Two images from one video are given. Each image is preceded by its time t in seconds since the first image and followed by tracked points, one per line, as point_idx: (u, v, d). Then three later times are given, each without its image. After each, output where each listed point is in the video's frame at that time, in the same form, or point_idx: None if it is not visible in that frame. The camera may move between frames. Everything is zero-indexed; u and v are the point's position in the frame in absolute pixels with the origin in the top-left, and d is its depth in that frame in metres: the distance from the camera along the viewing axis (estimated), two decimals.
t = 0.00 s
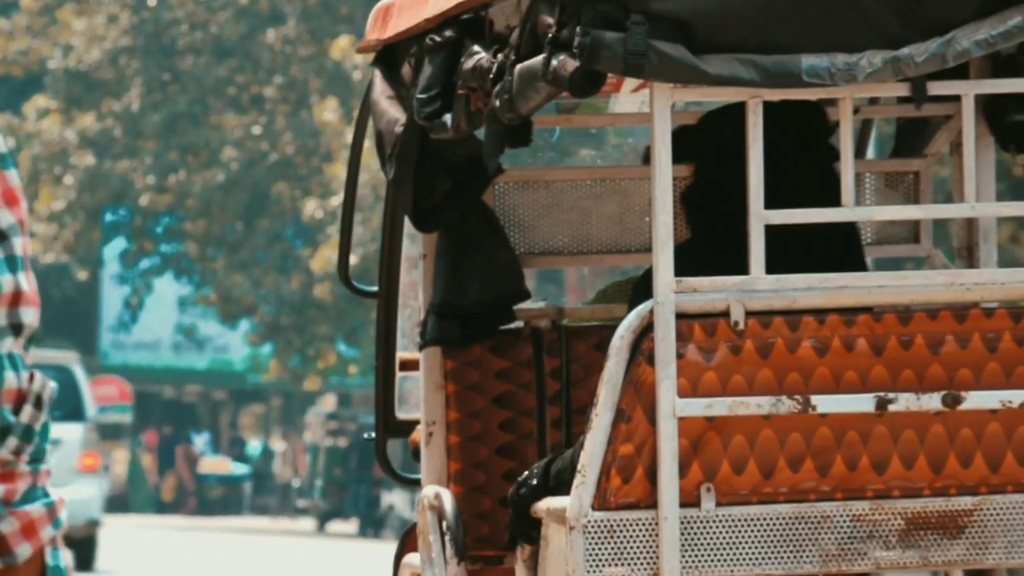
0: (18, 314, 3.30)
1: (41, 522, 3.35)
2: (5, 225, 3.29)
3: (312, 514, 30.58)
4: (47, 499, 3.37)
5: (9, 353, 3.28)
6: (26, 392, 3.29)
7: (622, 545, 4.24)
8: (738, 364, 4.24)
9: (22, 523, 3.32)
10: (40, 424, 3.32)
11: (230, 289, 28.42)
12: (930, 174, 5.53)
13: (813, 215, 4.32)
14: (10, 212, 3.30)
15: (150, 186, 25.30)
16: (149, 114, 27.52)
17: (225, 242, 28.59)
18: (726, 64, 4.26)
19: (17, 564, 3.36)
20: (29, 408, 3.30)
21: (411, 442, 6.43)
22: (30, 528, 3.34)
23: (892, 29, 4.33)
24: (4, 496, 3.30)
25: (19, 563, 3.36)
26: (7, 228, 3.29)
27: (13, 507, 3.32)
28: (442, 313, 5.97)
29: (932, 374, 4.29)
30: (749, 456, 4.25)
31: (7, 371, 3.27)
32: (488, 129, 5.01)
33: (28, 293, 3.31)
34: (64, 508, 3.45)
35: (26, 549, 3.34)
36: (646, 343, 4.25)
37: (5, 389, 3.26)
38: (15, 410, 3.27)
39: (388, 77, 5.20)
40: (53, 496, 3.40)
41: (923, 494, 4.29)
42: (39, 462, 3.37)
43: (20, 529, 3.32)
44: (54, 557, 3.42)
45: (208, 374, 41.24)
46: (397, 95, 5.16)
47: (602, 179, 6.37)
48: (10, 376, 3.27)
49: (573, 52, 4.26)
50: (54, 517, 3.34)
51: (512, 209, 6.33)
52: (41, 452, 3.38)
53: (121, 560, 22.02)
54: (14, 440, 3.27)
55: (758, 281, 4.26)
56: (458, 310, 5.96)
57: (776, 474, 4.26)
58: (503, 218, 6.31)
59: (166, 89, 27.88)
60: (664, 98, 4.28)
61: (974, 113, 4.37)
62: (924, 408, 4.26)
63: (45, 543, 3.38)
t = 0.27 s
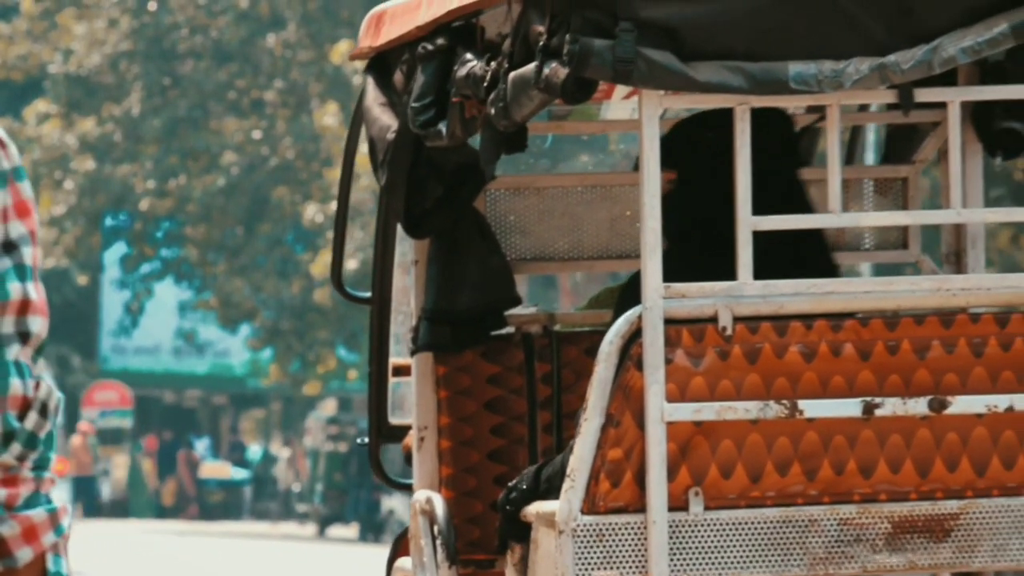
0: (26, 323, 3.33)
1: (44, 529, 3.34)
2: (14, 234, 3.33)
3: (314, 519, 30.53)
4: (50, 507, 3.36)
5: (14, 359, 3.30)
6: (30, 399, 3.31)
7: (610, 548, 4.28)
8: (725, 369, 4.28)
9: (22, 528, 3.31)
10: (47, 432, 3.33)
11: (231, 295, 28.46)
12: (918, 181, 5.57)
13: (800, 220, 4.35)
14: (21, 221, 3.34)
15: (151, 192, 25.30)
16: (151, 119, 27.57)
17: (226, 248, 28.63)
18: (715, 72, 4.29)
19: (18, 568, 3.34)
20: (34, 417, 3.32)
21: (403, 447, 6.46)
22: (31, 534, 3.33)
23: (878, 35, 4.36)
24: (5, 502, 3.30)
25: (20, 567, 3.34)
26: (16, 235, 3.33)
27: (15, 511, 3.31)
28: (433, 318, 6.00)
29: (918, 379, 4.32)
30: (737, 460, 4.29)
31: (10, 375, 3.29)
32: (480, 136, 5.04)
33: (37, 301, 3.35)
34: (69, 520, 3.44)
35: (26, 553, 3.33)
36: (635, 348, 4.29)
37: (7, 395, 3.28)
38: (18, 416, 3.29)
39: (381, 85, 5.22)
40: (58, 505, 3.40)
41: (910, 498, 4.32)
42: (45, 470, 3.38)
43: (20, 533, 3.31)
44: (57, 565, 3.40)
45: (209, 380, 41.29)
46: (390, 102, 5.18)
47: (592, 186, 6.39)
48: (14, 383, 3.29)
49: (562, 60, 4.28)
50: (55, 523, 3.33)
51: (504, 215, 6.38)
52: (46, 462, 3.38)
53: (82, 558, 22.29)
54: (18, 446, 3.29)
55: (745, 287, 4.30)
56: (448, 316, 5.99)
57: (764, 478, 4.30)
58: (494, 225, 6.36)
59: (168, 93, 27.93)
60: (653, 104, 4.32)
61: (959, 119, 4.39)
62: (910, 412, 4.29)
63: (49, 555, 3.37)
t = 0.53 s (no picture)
0: (50, 317, 3.03)
1: (60, 523, 3.06)
2: (43, 233, 3.04)
3: (314, 517, 30.49)
4: (67, 501, 3.08)
5: (38, 356, 3.01)
6: (52, 394, 3.03)
7: (592, 544, 4.33)
8: (706, 366, 4.33)
9: (41, 522, 3.03)
10: (66, 429, 3.05)
11: (229, 292, 28.50)
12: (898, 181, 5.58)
13: (778, 220, 4.40)
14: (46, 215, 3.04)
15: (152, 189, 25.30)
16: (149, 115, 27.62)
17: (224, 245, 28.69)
18: (696, 74, 4.35)
19: (35, 566, 3.06)
20: (56, 410, 3.04)
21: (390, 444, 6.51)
22: (50, 528, 3.05)
23: (858, 39, 4.41)
24: (24, 496, 3.02)
25: (38, 561, 3.06)
26: (45, 234, 3.04)
27: (34, 504, 3.03)
28: (418, 316, 6.03)
29: (896, 375, 4.37)
30: (717, 456, 4.34)
31: (33, 369, 3.00)
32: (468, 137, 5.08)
33: (62, 297, 3.06)
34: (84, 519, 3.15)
35: (43, 548, 3.04)
36: (616, 347, 4.35)
37: (31, 392, 2.99)
38: (41, 411, 3.01)
39: (366, 84, 5.26)
40: (75, 497, 3.11)
41: (889, 493, 4.36)
42: (65, 461, 3.09)
43: (39, 527, 3.03)
44: (73, 558, 3.12)
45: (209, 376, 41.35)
46: (376, 102, 5.22)
47: (579, 187, 6.45)
48: (37, 379, 3.00)
49: (545, 62, 4.33)
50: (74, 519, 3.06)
51: (488, 214, 6.42)
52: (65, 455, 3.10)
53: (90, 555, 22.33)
54: (41, 441, 3.01)
55: (725, 285, 4.37)
56: (434, 315, 6.04)
57: (744, 474, 4.34)
58: (479, 223, 6.40)
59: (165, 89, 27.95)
60: (634, 106, 4.37)
61: (936, 121, 4.45)
62: (889, 409, 4.34)
63: (66, 548, 3.10)
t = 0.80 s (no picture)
0: (74, 317, 2.92)
1: (84, 522, 2.95)
2: (67, 235, 2.93)
3: (315, 516, 30.44)
4: (91, 502, 2.97)
5: (63, 356, 2.90)
6: (78, 395, 2.92)
7: (579, 543, 4.37)
8: (691, 367, 4.37)
9: (65, 519, 2.93)
10: (90, 429, 2.95)
11: (230, 290, 28.46)
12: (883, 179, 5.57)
13: (763, 222, 4.44)
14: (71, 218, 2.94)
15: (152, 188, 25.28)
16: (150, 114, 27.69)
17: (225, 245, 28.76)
18: (681, 77, 4.39)
19: (54, 566, 2.95)
20: (81, 411, 2.94)
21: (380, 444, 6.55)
22: (72, 525, 2.94)
23: (842, 42, 4.45)
24: (49, 493, 2.91)
25: (60, 560, 2.95)
26: (68, 238, 2.93)
27: (59, 502, 2.93)
28: (407, 316, 6.06)
29: (881, 375, 4.41)
30: (702, 456, 4.37)
31: (59, 368, 2.90)
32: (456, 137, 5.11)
33: (86, 298, 2.95)
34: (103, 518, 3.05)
35: (65, 545, 2.93)
36: (603, 348, 4.39)
37: (57, 391, 2.89)
38: (67, 411, 2.91)
39: (355, 85, 5.29)
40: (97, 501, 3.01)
41: (872, 493, 4.40)
42: (90, 464, 2.98)
43: (62, 524, 2.93)
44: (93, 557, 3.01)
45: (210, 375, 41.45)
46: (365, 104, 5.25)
47: (567, 189, 6.48)
48: (63, 380, 2.90)
49: (531, 64, 4.38)
50: (97, 518, 2.95)
51: (477, 213, 6.46)
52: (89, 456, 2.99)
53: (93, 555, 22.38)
54: (65, 441, 2.91)
55: (711, 287, 4.41)
56: (422, 314, 6.07)
57: (729, 473, 4.38)
58: (468, 223, 6.45)
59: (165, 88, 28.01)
60: (620, 109, 4.41)
61: (920, 123, 4.48)
62: (872, 409, 4.38)
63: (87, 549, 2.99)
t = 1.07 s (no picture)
0: (92, 305, 2.55)
1: (105, 518, 2.55)
2: (91, 230, 2.57)
3: (315, 514, 30.45)
4: (114, 498, 2.57)
5: (88, 350, 2.53)
6: (101, 391, 2.55)
7: (565, 540, 4.40)
8: (675, 366, 4.42)
9: (87, 515, 2.53)
10: (113, 426, 2.57)
11: (230, 287, 28.47)
12: (869, 180, 5.56)
13: (748, 221, 4.49)
14: (96, 210, 2.58)
15: (152, 185, 25.27)
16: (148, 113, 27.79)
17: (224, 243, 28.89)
18: (667, 77, 4.44)
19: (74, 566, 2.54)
20: (105, 408, 2.56)
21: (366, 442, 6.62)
22: (93, 522, 2.54)
23: (826, 44, 4.49)
24: (72, 489, 2.52)
25: (78, 561, 2.54)
26: (92, 232, 2.57)
27: (79, 498, 2.53)
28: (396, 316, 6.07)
29: (863, 374, 4.46)
30: (687, 454, 4.42)
31: (83, 364, 2.52)
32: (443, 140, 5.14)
33: (109, 296, 2.59)
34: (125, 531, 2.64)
35: (87, 540, 2.53)
36: (589, 346, 4.44)
37: (81, 388, 2.51)
38: (91, 406, 2.53)
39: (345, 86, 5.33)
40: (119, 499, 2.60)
41: (854, 490, 4.45)
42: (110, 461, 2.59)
43: (85, 520, 2.53)
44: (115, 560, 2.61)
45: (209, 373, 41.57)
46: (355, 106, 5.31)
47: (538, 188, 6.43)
48: (88, 374, 2.52)
49: (516, 66, 4.42)
50: (121, 514, 2.54)
51: (466, 213, 6.49)
52: (110, 454, 2.60)
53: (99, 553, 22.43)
54: (88, 435, 2.53)
55: (696, 284, 4.46)
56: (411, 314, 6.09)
57: (714, 472, 4.42)
58: (455, 222, 6.47)
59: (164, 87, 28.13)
60: (605, 110, 4.46)
61: (902, 125, 4.53)
62: (855, 408, 4.44)
63: (108, 546, 2.58)
